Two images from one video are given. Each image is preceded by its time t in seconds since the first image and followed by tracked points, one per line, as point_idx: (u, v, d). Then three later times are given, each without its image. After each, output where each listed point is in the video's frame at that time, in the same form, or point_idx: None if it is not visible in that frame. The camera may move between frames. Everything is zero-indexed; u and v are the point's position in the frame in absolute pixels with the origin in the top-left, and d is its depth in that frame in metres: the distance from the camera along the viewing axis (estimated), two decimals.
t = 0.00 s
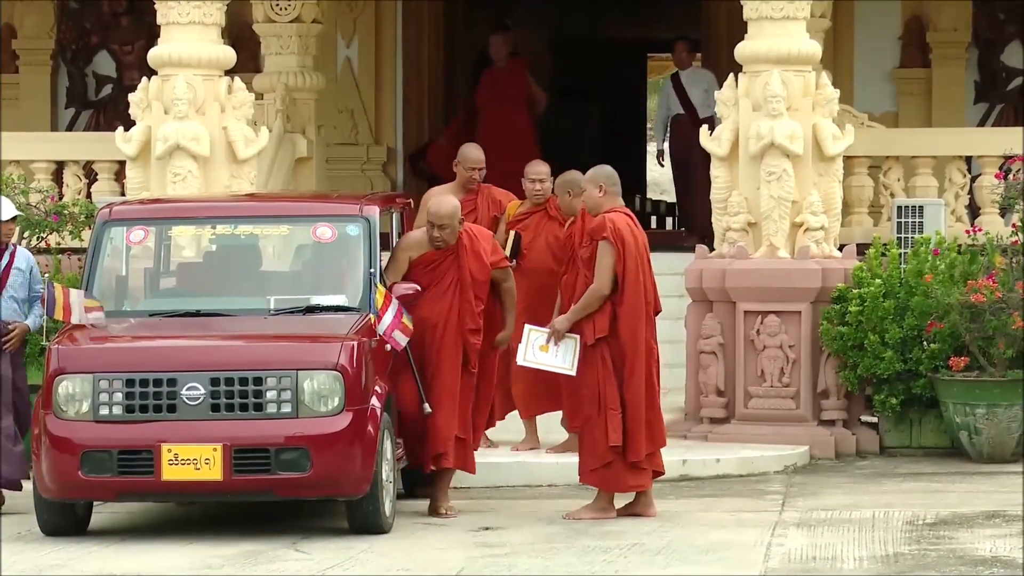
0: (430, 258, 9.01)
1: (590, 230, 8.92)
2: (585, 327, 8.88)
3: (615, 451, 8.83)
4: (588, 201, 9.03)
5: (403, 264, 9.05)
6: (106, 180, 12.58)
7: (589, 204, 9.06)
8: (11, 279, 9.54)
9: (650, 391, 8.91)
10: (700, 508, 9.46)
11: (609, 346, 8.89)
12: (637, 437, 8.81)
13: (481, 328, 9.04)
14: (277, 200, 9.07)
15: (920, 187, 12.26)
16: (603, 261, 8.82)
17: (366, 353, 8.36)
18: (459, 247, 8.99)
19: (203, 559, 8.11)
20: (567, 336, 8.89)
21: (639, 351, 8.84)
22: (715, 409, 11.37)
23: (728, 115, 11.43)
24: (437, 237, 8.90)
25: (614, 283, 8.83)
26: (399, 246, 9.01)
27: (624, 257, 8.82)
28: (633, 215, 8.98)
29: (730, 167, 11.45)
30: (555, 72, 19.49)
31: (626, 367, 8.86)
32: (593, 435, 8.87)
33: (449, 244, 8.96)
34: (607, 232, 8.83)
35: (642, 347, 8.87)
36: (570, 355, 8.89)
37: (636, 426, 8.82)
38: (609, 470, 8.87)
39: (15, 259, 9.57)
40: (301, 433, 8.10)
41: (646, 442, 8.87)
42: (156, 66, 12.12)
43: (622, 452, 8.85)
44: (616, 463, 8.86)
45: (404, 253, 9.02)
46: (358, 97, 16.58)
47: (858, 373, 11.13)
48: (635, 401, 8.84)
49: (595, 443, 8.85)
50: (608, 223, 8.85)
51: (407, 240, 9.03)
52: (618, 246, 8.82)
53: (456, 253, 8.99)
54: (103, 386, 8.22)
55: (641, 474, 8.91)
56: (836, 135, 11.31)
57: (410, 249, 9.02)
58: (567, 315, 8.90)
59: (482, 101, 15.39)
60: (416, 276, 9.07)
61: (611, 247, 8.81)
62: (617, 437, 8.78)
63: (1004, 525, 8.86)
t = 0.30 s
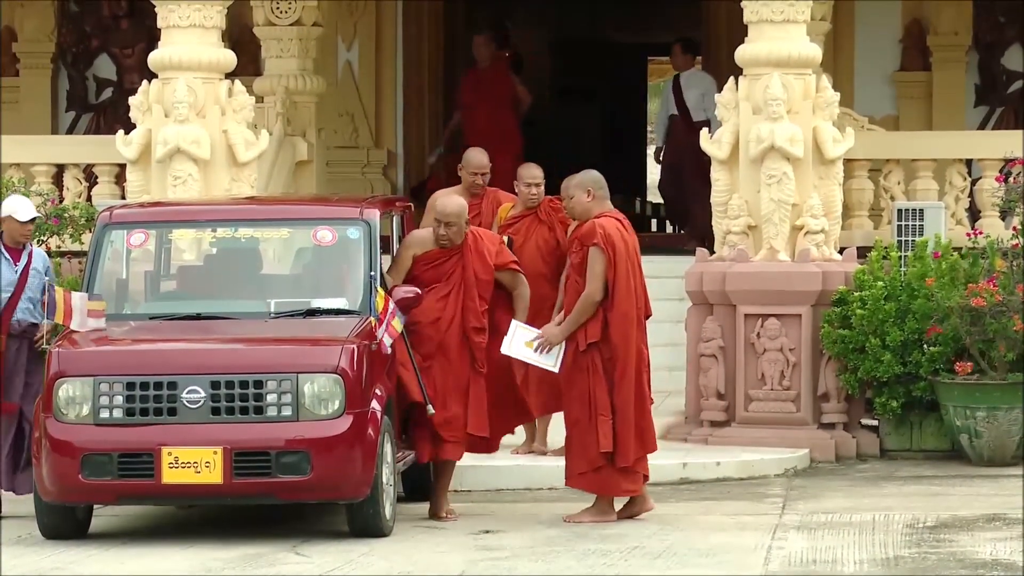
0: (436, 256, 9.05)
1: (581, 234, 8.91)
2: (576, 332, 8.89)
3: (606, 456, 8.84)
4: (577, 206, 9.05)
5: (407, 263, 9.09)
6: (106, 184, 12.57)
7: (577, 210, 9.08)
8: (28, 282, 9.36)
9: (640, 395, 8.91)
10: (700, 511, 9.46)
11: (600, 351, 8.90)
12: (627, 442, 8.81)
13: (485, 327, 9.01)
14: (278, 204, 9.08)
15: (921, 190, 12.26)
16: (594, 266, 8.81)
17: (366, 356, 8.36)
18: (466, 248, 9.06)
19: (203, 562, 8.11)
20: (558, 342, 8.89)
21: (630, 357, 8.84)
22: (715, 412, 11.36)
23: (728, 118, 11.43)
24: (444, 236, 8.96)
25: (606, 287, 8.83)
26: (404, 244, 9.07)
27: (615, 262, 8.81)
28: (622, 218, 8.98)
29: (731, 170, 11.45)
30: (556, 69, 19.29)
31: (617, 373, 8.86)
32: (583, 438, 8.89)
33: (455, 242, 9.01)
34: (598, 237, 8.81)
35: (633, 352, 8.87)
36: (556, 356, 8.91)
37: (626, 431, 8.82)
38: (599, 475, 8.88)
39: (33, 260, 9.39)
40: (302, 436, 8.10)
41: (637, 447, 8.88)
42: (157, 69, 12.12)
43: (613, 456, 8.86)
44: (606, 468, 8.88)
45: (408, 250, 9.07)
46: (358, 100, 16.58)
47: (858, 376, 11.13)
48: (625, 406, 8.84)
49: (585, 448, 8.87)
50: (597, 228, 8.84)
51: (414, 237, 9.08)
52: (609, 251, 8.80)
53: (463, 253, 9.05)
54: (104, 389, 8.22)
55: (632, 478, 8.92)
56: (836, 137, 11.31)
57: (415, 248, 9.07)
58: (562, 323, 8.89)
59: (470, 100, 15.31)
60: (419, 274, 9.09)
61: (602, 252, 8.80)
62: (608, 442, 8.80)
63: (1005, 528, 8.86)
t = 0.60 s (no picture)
0: (440, 259, 9.08)
1: (569, 238, 8.93)
2: (565, 335, 8.91)
3: (592, 460, 8.89)
4: (563, 213, 9.12)
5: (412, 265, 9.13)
6: (106, 187, 12.59)
7: (563, 215, 9.15)
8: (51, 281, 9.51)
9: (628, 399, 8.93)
10: (700, 515, 9.46)
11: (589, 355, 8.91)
12: (614, 445, 8.83)
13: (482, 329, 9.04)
14: (278, 207, 9.09)
15: (920, 193, 12.27)
16: (583, 270, 8.83)
17: (366, 359, 8.37)
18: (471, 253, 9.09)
19: (203, 565, 8.12)
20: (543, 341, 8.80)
21: (618, 360, 8.86)
22: (714, 414, 11.38)
23: (728, 121, 11.44)
24: (453, 236, 9.01)
25: (595, 290, 8.84)
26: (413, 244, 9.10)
27: (604, 266, 8.84)
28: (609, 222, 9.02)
29: (730, 173, 11.46)
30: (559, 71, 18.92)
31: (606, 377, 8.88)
32: (569, 441, 8.92)
33: (463, 245, 9.06)
34: (586, 241, 8.83)
35: (621, 355, 8.89)
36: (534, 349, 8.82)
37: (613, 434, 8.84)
38: (585, 477, 8.92)
39: (58, 261, 9.52)
40: (302, 440, 8.10)
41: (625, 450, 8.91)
42: (156, 72, 12.12)
43: (598, 460, 8.91)
44: (592, 471, 8.91)
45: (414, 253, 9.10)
46: (358, 103, 16.61)
47: (858, 379, 11.13)
48: (612, 409, 8.85)
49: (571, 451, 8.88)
50: (586, 232, 8.86)
51: (422, 239, 9.11)
52: (597, 254, 8.83)
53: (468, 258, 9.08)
54: (104, 392, 8.23)
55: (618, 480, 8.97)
56: (836, 140, 11.32)
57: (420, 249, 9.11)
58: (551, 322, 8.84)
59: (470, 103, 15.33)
60: (419, 275, 9.14)
61: (591, 255, 8.83)
62: (590, 447, 8.82)
63: (1004, 531, 8.87)
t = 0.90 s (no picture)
0: (434, 263, 9.09)
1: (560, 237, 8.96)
2: (555, 333, 8.95)
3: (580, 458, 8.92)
4: (550, 215, 9.12)
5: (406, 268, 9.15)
6: (110, 188, 12.73)
7: (550, 218, 9.14)
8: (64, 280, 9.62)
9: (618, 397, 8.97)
10: (701, 514, 9.50)
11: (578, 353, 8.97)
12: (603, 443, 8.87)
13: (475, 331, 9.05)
14: (280, 208, 9.13)
15: (920, 194, 12.31)
16: (574, 269, 8.86)
17: (368, 359, 8.41)
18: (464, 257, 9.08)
19: (206, 565, 8.15)
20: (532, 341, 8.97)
21: (607, 358, 8.91)
22: (715, 414, 11.43)
23: (729, 123, 11.48)
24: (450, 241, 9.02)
25: (587, 289, 8.89)
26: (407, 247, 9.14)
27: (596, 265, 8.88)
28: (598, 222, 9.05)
29: (731, 174, 11.50)
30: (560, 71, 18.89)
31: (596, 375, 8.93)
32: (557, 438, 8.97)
33: (458, 250, 9.05)
34: (578, 240, 8.87)
35: (610, 353, 8.94)
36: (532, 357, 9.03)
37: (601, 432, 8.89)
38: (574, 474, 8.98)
39: (69, 260, 9.64)
40: (304, 439, 8.15)
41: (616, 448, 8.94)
42: (160, 74, 12.15)
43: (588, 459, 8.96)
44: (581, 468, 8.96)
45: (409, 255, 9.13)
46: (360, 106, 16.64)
47: (858, 379, 11.17)
48: (601, 407, 8.90)
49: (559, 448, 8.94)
50: (579, 231, 8.89)
51: (417, 243, 9.14)
52: (589, 253, 8.87)
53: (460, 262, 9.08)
54: (107, 392, 8.27)
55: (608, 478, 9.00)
56: (836, 142, 11.36)
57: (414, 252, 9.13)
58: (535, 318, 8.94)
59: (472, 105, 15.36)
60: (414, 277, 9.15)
61: (583, 254, 8.86)
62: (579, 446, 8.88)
63: (1004, 531, 8.91)
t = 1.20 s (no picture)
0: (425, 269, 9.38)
1: (547, 245, 9.24)
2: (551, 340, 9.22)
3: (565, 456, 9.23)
4: (527, 226, 9.34)
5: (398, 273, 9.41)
6: (123, 192, 12.96)
7: (528, 229, 9.37)
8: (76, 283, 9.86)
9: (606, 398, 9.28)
10: (700, 510, 9.77)
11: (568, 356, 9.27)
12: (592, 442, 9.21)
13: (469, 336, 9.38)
14: (289, 212, 9.40)
15: (913, 199, 12.58)
16: (565, 275, 9.15)
17: (375, 360, 8.67)
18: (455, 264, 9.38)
19: (218, 560, 8.41)
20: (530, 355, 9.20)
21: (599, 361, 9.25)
22: (714, 413, 11.68)
23: (727, 129, 11.74)
24: (442, 249, 9.27)
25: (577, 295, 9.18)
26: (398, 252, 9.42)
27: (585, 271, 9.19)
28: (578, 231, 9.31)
29: (730, 179, 11.76)
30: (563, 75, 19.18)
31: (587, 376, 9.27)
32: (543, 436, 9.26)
33: (449, 258, 9.33)
34: (567, 248, 9.16)
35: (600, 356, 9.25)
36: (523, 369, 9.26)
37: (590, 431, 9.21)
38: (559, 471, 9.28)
39: (81, 264, 9.88)
40: (313, 438, 8.41)
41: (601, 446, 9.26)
42: (172, 81, 12.43)
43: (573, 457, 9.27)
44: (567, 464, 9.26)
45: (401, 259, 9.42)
46: (368, 111, 16.87)
47: (853, 379, 11.43)
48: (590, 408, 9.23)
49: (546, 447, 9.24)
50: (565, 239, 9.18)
51: (407, 249, 9.42)
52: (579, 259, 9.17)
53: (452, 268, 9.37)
54: (121, 392, 8.54)
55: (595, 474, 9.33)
56: (832, 147, 11.62)
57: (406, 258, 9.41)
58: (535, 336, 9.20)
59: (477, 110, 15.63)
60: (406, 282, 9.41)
61: (572, 260, 9.16)
62: (561, 447, 9.19)
63: (994, 527, 9.17)
